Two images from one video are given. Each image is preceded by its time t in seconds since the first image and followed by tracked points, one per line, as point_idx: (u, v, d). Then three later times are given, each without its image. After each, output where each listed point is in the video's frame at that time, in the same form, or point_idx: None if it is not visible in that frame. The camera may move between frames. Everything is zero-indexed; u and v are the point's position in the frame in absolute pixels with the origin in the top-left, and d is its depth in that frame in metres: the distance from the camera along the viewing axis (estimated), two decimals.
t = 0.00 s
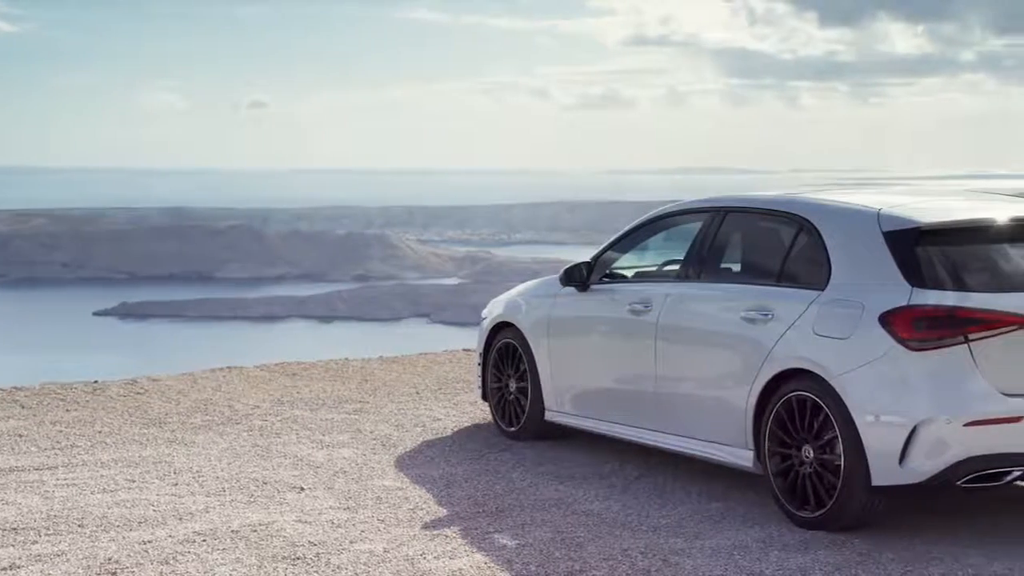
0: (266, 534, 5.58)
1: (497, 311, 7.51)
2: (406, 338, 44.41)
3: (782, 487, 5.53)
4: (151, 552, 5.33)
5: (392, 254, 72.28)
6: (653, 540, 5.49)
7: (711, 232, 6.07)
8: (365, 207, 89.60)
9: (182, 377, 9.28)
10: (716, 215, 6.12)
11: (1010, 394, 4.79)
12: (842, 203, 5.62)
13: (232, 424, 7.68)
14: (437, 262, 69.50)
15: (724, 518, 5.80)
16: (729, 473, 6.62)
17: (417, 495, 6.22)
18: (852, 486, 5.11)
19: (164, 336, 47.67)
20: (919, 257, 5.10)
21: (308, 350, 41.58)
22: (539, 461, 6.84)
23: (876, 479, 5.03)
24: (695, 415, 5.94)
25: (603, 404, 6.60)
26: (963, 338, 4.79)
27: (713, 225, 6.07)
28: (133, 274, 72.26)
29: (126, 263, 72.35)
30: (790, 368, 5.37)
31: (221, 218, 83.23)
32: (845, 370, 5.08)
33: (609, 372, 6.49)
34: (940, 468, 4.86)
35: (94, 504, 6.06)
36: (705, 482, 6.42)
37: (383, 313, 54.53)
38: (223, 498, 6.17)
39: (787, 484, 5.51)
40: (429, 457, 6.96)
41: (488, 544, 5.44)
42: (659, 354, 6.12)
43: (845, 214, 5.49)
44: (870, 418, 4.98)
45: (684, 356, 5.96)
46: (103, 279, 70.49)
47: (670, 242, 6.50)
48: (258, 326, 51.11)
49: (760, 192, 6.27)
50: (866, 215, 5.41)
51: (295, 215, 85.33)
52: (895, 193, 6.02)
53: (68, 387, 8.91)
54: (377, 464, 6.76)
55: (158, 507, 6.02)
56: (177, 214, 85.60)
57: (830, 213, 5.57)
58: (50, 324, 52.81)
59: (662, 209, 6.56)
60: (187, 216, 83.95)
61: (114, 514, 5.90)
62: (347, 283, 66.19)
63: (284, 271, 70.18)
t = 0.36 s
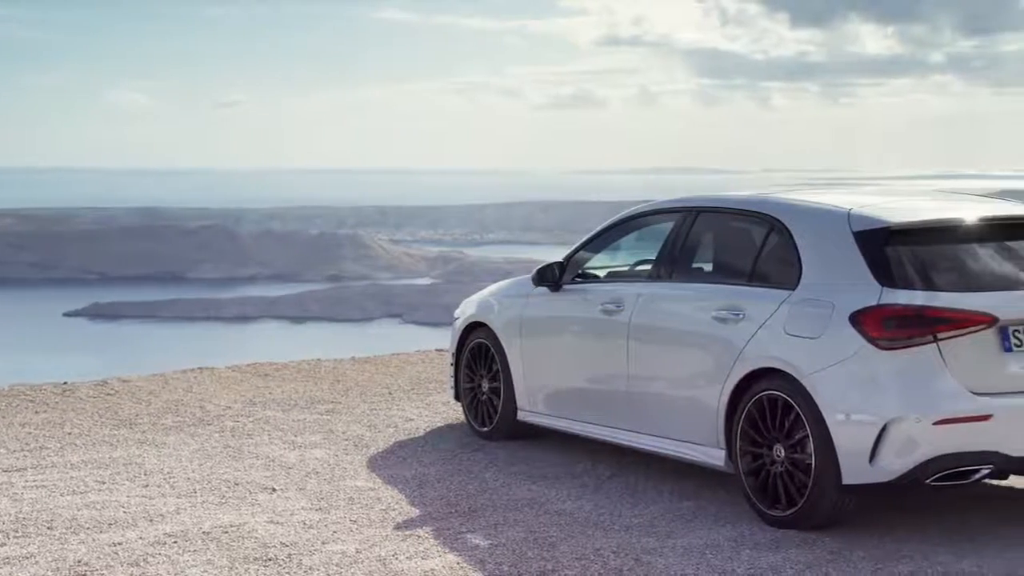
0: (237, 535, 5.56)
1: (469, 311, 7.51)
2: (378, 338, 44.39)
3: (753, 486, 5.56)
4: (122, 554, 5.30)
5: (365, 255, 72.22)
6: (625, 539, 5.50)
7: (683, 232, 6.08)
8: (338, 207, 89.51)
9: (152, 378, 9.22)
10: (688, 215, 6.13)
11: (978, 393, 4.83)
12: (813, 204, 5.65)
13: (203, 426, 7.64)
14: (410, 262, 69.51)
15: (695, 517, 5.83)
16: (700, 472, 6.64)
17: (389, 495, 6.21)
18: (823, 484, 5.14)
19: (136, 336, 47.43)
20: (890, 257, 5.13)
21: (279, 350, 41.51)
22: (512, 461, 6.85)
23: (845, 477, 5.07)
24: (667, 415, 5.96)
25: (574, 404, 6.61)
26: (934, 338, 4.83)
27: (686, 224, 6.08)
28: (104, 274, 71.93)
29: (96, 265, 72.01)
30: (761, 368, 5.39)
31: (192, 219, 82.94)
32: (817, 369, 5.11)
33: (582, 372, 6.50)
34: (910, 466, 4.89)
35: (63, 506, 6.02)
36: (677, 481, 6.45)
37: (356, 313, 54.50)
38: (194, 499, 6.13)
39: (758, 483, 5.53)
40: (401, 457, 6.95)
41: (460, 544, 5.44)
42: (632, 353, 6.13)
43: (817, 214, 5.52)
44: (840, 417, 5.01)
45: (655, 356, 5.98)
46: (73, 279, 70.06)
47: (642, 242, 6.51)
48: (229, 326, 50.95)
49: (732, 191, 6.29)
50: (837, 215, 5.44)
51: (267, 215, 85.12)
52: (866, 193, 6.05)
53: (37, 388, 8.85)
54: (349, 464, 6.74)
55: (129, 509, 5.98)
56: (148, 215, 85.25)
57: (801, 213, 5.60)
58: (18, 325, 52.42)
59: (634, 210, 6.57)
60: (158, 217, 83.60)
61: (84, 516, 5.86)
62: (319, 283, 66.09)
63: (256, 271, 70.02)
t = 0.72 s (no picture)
0: (207, 537, 5.53)
1: (441, 311, 7.51)
2: (350, 338, 44.38)
3: (724, 485, 5.57)
4: (90, 556, 5.26)
5: (338, 255, 72.12)
6: (597, 538, 5.51)
7: (654, 231, 6.10)
8: (309, 207, 89.28)
9: (121, 380, 9.17)
10: (658, 215, 6.15)
11: (944, 391, 4.86)
12: (782, 203, 5.68)
13: (173, 427, 7.60)
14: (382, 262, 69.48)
15: (666, 516, 5.84)
16: (671, 471, 6.66)
17: (360, 496, 6.20)
18: (794, 482, 5.16)
19: (106, 337, 47.20)
20: (859, 257, 5.16)
21: (250, 350, 41.45)
22: (484, 462, 6.84)
23: (815, 476, 5.09)
24: (639, 414, 5.97)
25: (545, 403, 6.62)
26: (902, 337, 4.86)
27: (657, 224, 6.09)
28: (75, 273, 71.44)
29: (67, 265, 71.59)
30: (731, 368, 5.41)
31: (164, 220, 82.62)
32: (787, 368, 5.12)
33: (553, 373, 6.50)
34: (879, 465, 4.91)
35: (30, 508, 5.97)
36: (648, 481, 6.46)
37: (328, 312, 54.43)
38: (163, 501, 6.10)
39: (728, 483, 5.55)
40: (373, 458, 6.94)
41: (431, 545, 5.43)
42: (604, 353, 6.13)
43: (786, 214, 5.54)
44: (811, 416, 5.03)
45: (627, 355, 5.99)
46: (43, 279, 69.62)
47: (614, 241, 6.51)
48: (201, 327, 50.78)
49: (702, 191, 6.32)
50: (806, 215, 5.47)
51: (239, 217, 84.89)
52: (835, 193, 6.09)
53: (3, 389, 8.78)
54: (320, 465, 6.72)
55: (97, 511, 5.94)
56: (119, 216, 84.85)
57: (770, 213, 5.63)
58: None
59: (606, 209, 6.59)
60: (129, 219, 83.23)
61: (52, 518, 5.81)
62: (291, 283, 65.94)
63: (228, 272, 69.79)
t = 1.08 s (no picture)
0: (180, 538, 5.50)
1: (414, 312, 7.49)
2: (323, 338, 44.33)
3: (697, 484, 5.59)
4: (61, 558, 5.23)
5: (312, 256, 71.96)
6: (570, 538, 5.51)
7: (627, 232, 6.11)
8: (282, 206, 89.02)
9: (92, 381, 9.12)
10: (632, 214, 6.16)
11: (916, 390, 4.89)
12: (754, 203, 5.71)
13: (144, 428, 7.56)
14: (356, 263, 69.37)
15: (639, 516, 5.85)
16: (643, 471, 6.67)
17: (334, 497, 6.17)
18: (765, 480, 5.19)
19: (76, 338, 46.93)
20: (830, 257, 5.19)
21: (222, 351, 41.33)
22: (458, 461, 6.84)
23: (787, 475, 5.11)
24: (613, 415, 5.98)
25: (519, 403, 6.63)
26: (873, 336, 4.89)
27: (630, 225, 6.11)
28: (46, 274, 70.95)
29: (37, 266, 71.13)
30: (704, 367, 5.43)
31: (136, 219, 82.17)
32: (759, 367, 5.15)
33: (526, 372, 6.51)
34: (851, 464, 4.93)
35: None
36: (621, 480, 6.47)
37: (302, 313, 54.29)
38: (136, 502, 6.06)
39: (701, 483, 5.56)
40: (346, 458, 6.92)
41: (405, 546, 5.42)
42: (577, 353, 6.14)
43: (758, 214, 5.57)
44: (782, 415, 5.05)
45: (599, 356, 6.00)
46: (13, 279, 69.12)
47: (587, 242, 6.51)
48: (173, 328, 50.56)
49: (675, 192, 6.34)
50: (779, 215, 5.49)
51: (212, 216, 84.56)
52: (807, 192, 6.12)
53: None
54: (293, 465, 6.70)
55: (68, 513, 5.90)
56: (90, 216, 84.34)
57: (743, 212, 5.65)
58: None
59: (579, 210, 6.59)
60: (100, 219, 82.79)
61: (23, 521, 5.76)
62: (264, 284, 65.76)
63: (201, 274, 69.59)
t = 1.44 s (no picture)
0: (154, 540, 5.47)
1: (390, 312, 7.48)
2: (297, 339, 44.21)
3: (673, 484, 5.60)
4: (34, 560, 5.19)
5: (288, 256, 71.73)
6: (546, 538, 5.51)
7: (603, 233, 6.12)
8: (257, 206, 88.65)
9: (66, 382, 9.05)
10: (607, 215, 6.17)
11: (891, 390, 4.91)
12: (729, 203, 5.73)
13: (118, 429, 7.52)
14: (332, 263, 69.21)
15: (616, 515, 5.85)
16: (618, 470, 6.68)
17: (309, 498, 6.16)
18: (741, 479, 5.20)
19: (49, 339, 46.64)
20: (805, 257, 5.21)
21: (195, 352, 41.13)
22: (434, 462, 6.83)
23: (763, 474, 5.13)
24: (589, 415, 5.98)
25: (495, 404, 6.63)
26: (847, 336, 4.92)
27: (606, 225, 6.11)
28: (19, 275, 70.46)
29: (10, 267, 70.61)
30: (679, 366, 5.44)
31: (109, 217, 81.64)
32: (735, 366, 5.16)
33: (503, 373, 6.51)
34: (824, 462, 4.96)
35: None
36: (597, 480, 6.48)
37: (278, 314, 54.10)
38: (110, 504, 6.02)
39: (677, 482, 5.57)
40: (322, 459, 6.90)
41: (381, 546, 5.41)
42: (553, 352, 6.15)
43: (732, 214, 5.59)
44: (757, 415, 5.07)
45: (576, 356, 6.01)
46: None
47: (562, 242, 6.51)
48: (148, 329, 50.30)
49: (651, 192, 6.35)
50: (753, 215, 5.51)
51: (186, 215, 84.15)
52: (781, 193, 6.15)
53: None
54: (268, 466, 6.68)
55: (42, 515, 5.86)
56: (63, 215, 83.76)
57: (718, 212, 5.67)
58: None
59: (554, 210, 6.59)
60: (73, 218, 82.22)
61: None
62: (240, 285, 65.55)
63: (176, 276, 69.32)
